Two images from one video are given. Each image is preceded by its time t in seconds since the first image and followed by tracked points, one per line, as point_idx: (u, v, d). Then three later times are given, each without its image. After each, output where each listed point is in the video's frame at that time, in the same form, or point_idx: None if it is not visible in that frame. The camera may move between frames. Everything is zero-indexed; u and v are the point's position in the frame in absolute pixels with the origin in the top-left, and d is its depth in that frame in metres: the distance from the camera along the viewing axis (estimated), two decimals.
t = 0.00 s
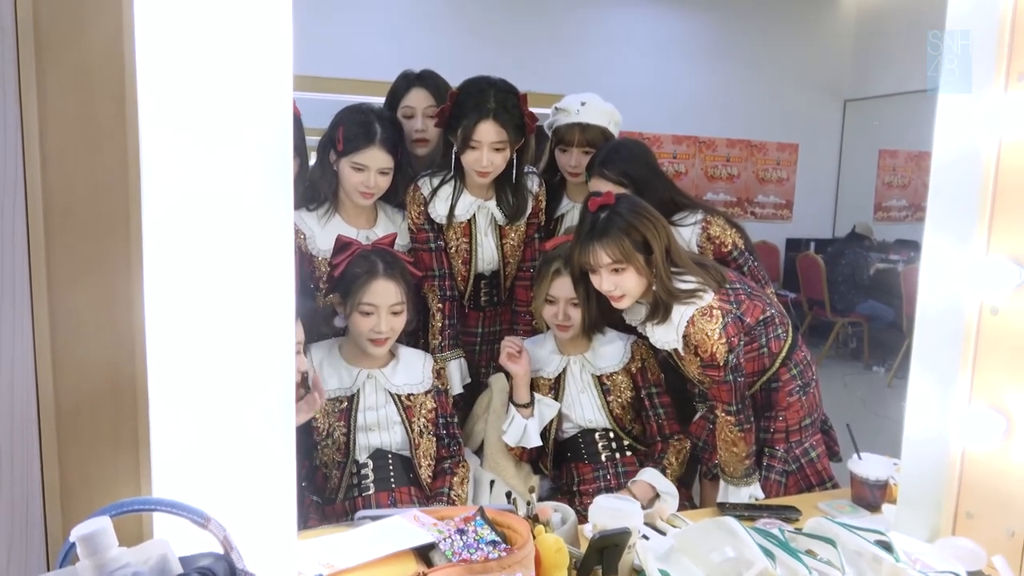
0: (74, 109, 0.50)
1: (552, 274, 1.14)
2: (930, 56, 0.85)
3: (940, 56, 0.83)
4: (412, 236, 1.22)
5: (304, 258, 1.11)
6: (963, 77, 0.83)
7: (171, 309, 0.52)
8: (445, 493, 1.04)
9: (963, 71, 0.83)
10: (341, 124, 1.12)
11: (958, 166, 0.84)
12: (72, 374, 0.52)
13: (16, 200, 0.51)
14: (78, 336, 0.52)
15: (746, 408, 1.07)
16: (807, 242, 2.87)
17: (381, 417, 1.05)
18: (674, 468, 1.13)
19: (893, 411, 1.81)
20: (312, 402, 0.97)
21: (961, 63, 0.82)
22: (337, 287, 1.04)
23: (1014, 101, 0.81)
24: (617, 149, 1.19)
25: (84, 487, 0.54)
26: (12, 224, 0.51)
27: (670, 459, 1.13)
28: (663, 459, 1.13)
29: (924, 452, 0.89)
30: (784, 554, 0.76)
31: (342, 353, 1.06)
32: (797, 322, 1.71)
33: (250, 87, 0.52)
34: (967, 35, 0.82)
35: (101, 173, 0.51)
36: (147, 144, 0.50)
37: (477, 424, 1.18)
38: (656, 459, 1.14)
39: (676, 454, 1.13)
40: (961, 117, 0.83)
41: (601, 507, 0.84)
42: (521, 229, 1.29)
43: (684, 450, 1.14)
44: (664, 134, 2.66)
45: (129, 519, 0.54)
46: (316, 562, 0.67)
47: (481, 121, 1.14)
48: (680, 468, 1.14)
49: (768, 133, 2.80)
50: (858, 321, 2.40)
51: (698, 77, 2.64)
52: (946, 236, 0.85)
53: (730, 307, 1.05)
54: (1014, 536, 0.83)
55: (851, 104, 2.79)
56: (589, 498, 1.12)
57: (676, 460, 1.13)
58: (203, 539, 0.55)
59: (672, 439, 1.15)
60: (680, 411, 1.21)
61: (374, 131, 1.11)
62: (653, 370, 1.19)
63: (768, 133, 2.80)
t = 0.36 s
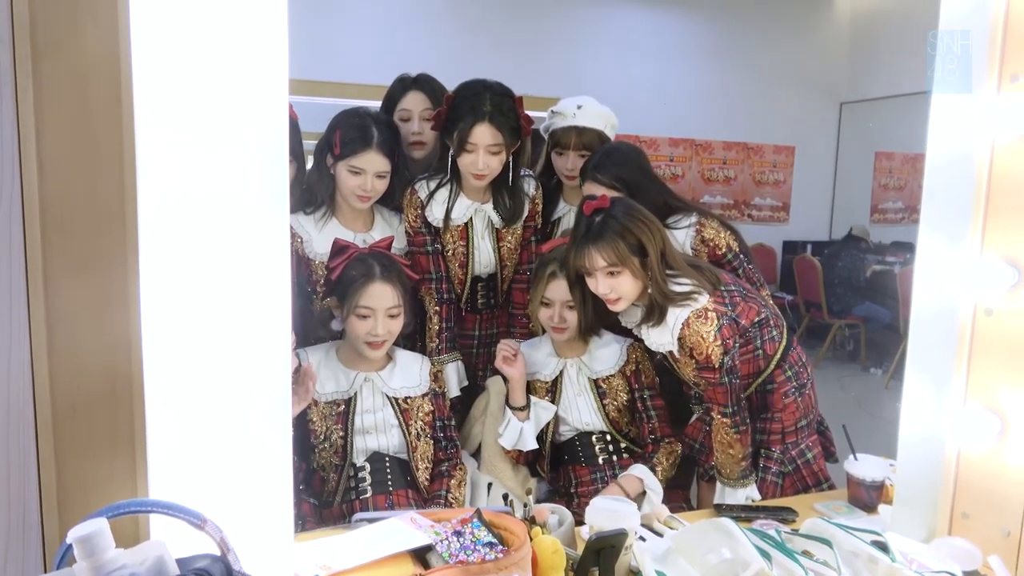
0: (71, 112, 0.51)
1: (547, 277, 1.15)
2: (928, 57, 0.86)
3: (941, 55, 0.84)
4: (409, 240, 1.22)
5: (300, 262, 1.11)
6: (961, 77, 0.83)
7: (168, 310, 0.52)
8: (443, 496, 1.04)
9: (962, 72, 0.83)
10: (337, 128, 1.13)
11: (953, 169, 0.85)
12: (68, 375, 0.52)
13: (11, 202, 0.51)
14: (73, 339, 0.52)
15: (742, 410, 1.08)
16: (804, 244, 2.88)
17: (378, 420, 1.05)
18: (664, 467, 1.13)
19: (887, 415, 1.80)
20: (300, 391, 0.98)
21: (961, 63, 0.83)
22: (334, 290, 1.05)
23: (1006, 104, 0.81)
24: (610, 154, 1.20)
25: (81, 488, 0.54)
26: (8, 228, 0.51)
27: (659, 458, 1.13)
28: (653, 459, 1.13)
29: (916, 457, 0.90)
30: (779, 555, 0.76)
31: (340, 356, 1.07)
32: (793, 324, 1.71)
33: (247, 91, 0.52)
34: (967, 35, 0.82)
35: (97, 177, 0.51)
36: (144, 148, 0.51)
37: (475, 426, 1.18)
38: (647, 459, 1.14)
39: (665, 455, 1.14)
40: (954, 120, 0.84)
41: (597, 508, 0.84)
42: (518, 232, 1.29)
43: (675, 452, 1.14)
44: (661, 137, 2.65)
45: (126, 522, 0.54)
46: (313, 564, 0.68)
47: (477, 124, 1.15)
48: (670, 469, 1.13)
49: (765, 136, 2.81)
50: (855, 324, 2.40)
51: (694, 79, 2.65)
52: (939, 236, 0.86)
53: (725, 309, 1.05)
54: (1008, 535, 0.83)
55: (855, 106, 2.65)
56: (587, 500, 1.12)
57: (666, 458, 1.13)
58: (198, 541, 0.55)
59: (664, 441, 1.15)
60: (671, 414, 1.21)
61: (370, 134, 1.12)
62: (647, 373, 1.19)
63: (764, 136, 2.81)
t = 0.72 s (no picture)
0: (72, 115, 0.51)
1: (543, 280, 1.15)
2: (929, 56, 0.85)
3: (941, 55, 0.84)
4: (407, 244, 1.23)
5: (299, 266, 1.08)
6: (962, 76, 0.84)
7: (167, 312, 0.53)
8: (441, 498, 1.06)
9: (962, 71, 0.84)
10: (335, 132, 1.13)
11: (947, 172, 0.86)
12: (69, 376, 0.53)
13: (12, 205, 0.51)
14: (74, 343, 0.53)
15: (739, 411, 1.08)
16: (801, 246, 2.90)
17: (377, 422, 1.06)
18: (621, 482, 1.13)
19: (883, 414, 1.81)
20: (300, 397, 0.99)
21: (961, 63, 0.83)
22: (333, 294, 1.04)
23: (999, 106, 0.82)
24: (606, 157, 1.21)
25: (82, 489, 0.54)
26: (8, 234, 0.51)
27: (619, 471, 1.13)
28: (615, 471, 1.14)
29: (913, 458, 0.90)
30: (776, 554, 0.76)
31: (339, 359, 1.06)
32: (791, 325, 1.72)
33: (245, 94, 0.53)
34: (967, 35, 0.83)
35: (96, 180, 0.51)
36: (144, 153, 0.51)
37: (473, 429, 1.19)
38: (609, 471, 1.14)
39: (630, 467, 1.14)
40: (945, 123, 0.85)
41: (595, 509, 0.84)
42: (515, 235, 1.30)
43: (642, 466, 1.14)
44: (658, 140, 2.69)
45: (127, 523, 0.55)
46: (312, 565, 0.68)
47: (474, 128, 1.17)
48: (631, 483, 1.14)
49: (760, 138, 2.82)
50: (852, 325, 2.30)
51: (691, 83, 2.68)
52: (934, 238, 0.87)
53: (721, 311, 1.06)
54: (1005, 534, 0.84)
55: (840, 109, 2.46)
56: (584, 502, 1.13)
57: (629, 472, 1.14)
58: (198, 541, 0.56)
59: (637, 447, 1.16)
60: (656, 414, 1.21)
61: (369, 138, 1.14)
62: (639, 374, 1.19)
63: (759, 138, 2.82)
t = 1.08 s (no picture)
0: (77, 112, 0.50)
1: (544, 283, 1.15)
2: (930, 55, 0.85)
3: (941, 56, 0.84)
4: (408, 245, 1.23)
5: (300, 267, 1.10)
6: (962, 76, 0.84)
7: (173, 312, 0.53)
8: (443, 500, 1.06)
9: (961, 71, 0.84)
10: (337, 133, 1.13)
11: (948, 174, 0.85)
12: (73, 377, 0.52)
13: (16, 201, 0.50)
14: (78, 344, 0.52)
15: (740, 414, 1.08)
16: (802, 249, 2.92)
17: (378, 424, 1.05)
18: (623, 490, 1.13)
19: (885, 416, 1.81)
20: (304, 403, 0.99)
21: (962, 64, 0.83)
22: (334, 296, 1.04)
23: (1002, 109, 0.82)
24: (608, 159, 1.21)
25: (86, 491, 0.53)
26: (14, 234, 0.50)
27: (622, 479, 1.13)
28: (616, 479, 1.14)
29: (915, 460, 0.90)
30: (779, 557, 0.77)
31: (339, 362, 1.06)
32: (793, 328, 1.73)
33: (250, 94, 0.53)
34: (967, 35, 0.83)
35: (100, 178, 0.51)
36: (148, 152, 0.51)
37: (475, 431, 1.19)
38: (609, 478, 1.14)
39: (632, 473, 1.14)
40: (946, 125, 0.85)
41: (597, 512, 0.85)
42: (517, 237, 1.30)
43: (644, 472, 1.14)
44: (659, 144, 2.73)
45: (131, 524, 0.54)
46: (314, 567, 0.67)
47: (476, 130, 1.16)
48: (634, 490, 1.13)
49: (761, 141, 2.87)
50: (852, 328, 2.37)
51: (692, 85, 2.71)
52: (936, 240, 0.86)
53: (723, 314, 1.06)
54: (1008, 537, 0.83)
55: (842, 112, 2.54)
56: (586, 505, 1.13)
57: (631, 479, 1.14)
58: (201, 543, 0.55)
59: (640, 450, 1.16)
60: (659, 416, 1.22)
61: (371, 140, 1.13)
62: (642, 376, 1.18)
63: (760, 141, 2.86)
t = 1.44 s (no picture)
0: (89, 111, 0.49)
1: (553, 286, 1.15)
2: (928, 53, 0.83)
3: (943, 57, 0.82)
4: (415, 246, 1.22)
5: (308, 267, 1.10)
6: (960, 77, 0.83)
7: (185, 314, 0.52)
8: (450, 502, 1.04)
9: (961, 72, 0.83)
10: (344, 133, 1.13)
11: (961, 176, 0.85)
12: (83, 380, 0.51)
13: (28, 201, 0.49)
14: (90, 348, 0.51)
15: (750, 416, 1.07)
16: (808, 250, 2.92)
17: (386, 425, 1.05)
18: (630, 492, 1.10)
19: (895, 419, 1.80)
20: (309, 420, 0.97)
21: (961, 64, 0.82)
22: (339, 297, 1.04)
23: (1014, 109, 0.81)
24: (616, 160, 1.20)
25: (97, 493, 0.53)
26: (25, 234, 0.49)
27: (629, 480, 1.10)
28: (622, 482, 1.11)
29: (927, 462, 0.90)
30: (792, 562, 0.76)
31: (346, 363, 1.06)
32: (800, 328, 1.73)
33: (260, 95, 0.53)
34: (967, 35, 0.82)
35: (111, 178, 0.50)
36: (159, 152, 0.51)
37: (482, 432, 1.18)
38: (616, 481, 1.11)
39: (640, 475, 1.11)
40: (956, 126, 0.84)
41: (607, 514, 0.85)
42: (524, 238, 1.29)
43: (650, 474, 1.11)
44: (664, 144, 2.76)
45: (142, 526, 0.54)
46: (325, 569, 0.67)
47: (484, 131, 1.15)
48: (642, 493, 1.10)
49: (766, 142, 2.88)
50: (859, 330, 2.45)
51: (697, 86, 2.73)
52: (946, 242, 0.86)
53: (733, 315, 1.05)
54: (1021, 541, 0.82)
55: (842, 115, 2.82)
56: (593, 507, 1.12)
57: (638, 482, 1.11)
58: (215, 545, 0.55)
59: (648, 452, 1.14)
60: (664, 419, 1.21)
61: (377, 141, 1.13)
62: (650, 377, 1.18)
63: (765, 142, 2.88)
